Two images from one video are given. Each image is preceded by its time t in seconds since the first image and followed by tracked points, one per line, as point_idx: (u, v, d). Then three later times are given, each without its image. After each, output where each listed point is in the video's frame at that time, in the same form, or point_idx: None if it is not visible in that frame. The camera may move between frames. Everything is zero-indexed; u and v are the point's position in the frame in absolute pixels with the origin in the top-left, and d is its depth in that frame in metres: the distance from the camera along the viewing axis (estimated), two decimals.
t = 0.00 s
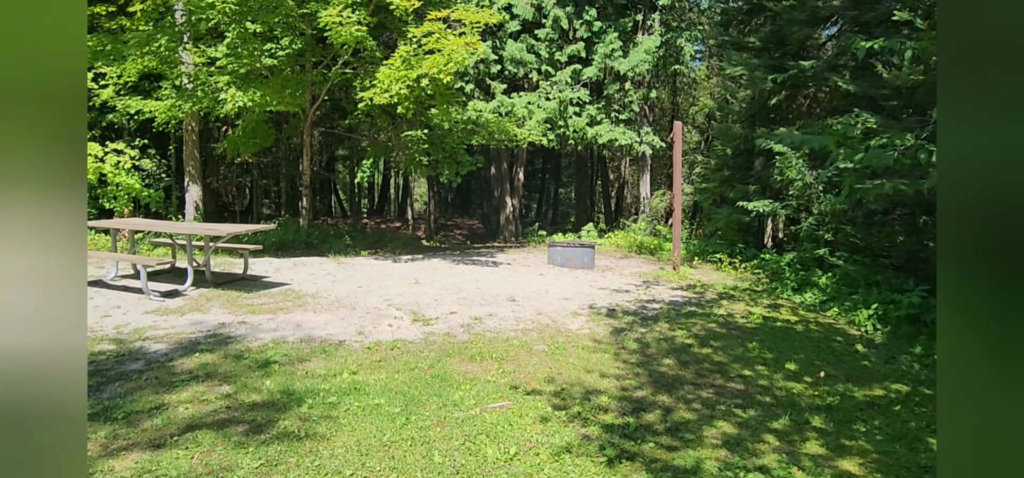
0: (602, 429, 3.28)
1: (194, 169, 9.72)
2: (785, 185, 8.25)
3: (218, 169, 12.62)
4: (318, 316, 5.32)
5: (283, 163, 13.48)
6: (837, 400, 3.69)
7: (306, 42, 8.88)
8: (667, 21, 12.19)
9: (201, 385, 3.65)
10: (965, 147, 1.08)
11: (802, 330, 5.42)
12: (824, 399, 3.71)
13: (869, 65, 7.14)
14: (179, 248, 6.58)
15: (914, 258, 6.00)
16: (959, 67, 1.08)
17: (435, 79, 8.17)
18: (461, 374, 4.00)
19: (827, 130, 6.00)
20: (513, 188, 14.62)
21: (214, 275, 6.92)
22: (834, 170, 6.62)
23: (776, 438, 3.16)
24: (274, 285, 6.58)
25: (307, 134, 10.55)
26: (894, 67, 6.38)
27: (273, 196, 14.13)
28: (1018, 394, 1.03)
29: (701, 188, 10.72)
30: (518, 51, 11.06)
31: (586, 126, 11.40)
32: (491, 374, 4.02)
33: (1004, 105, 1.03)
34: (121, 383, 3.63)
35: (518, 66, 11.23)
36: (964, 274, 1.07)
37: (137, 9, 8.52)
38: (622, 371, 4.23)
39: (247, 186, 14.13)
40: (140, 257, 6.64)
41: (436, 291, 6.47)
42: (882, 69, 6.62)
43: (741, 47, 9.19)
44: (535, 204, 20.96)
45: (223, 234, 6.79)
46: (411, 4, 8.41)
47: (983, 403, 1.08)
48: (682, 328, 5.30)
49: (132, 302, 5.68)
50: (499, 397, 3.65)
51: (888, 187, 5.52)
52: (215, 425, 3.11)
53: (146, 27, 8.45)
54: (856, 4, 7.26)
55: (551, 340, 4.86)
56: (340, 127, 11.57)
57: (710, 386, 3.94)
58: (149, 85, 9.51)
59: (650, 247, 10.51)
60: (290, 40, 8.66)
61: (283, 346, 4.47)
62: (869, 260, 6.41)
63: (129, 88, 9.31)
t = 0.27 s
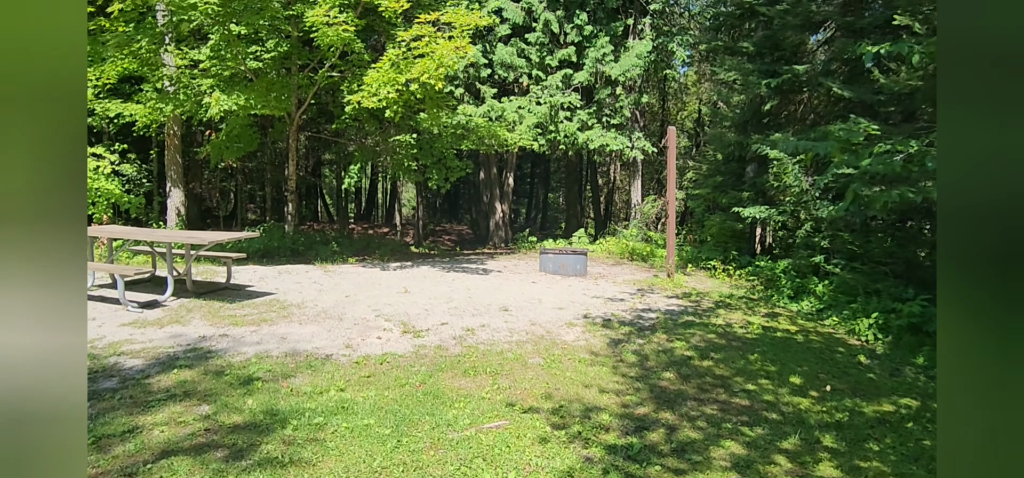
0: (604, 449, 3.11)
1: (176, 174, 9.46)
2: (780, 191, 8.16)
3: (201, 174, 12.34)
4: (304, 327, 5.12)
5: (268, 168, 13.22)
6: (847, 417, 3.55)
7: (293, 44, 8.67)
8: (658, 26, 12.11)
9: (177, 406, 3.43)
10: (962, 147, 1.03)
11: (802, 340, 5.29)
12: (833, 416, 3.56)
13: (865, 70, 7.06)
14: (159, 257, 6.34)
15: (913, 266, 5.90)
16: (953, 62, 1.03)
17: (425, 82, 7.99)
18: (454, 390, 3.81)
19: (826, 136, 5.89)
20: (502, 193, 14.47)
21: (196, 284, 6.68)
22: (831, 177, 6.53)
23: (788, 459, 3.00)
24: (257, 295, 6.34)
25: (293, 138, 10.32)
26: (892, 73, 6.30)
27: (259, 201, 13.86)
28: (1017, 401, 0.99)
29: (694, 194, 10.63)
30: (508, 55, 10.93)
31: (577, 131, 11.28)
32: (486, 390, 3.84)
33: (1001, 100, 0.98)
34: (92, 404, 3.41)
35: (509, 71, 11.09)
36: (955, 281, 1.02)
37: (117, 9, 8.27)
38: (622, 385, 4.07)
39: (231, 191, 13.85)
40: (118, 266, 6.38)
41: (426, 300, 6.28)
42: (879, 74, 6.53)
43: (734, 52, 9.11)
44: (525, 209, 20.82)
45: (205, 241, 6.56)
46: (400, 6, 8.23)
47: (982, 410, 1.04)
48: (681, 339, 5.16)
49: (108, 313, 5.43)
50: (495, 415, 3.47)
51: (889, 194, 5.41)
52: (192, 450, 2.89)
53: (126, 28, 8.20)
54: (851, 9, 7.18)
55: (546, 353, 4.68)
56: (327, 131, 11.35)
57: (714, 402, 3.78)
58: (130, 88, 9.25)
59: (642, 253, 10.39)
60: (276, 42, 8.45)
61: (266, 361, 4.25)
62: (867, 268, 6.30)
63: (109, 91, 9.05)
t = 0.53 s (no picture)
0: (610, 463, 2.95)
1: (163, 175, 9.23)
2: (779, 192, 8.04)
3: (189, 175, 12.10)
4: (293, 333, 4.94)
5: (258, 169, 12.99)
6: (860, 426, 3.41)
7: (283, 42, 8.48)
8: (654, 26, 11.99)
9: (158, 418, 3.24)
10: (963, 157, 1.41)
11: (807, 345, 5.15)
12: (846, 425, 3.42)
13: (866, 70, 6.95)
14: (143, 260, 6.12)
15: (917, 269, 5.78)
16: (963, 102, 1.43)
17: (419, 81, 7.83)
18: (451, 400, 3.63)
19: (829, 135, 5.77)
20: (496, 195, 14.30)
21: (182, 287, 6.47)
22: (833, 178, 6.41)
23: (803, 473, 2.86)
24: (246, 299, 6.14)
25: (283, 138, 10.11)
26: (895, 72, 6.20)
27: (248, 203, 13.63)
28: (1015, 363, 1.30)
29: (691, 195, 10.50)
30: (503, 54, 10.79)
31: (572, 131, 11.12)
32: (484, 399, 3.67)
33: (1006, 116, 1.34)
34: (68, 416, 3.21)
35: (503, 70, 10.94)
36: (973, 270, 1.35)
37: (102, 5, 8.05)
38: (625, 394, 3.92)
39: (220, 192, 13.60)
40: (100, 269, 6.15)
41: (420, 304, 6.10)
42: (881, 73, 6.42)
43: (732, 51, 9.00)
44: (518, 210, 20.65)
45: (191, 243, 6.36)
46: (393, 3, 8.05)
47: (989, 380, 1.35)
48: (683, 344, 5.01)
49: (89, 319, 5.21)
50: (494, 426, 3.30)
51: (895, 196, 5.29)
52: (171, 467, 2.71)
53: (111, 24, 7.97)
54: (852, 7, 7.08)
55: (545, 359, 4.52)
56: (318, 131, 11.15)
57: (721, 411, 3.63)
58: (115, 86, 9.02)
59: (639, 255, 10.25)
60: (266, 40, 8.25)
61: (253, 369, 4.06)
62: (871, 271, 6.17)
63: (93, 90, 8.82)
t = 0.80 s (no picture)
0: None
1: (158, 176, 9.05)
2: (787, 193, 7.88)
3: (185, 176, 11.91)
4: (290, 340, 4.76)
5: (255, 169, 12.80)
6: (886, 440, 3.24)
7: (279, 40, 8.30)
8: (656, 24, 11.84)
9: (145, 434, 3.06)
10: None
11: (821, 351, 4.99)
12: (871, 439, 3.25)
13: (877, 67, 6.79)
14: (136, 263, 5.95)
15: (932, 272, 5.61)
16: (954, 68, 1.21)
17: (419, 79, 7.65)
18: (455, 412, 3.46)
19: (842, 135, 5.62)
20: (496, 195, 14.15)
21: (176, 291, 6.30)
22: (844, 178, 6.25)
23: None
24: (241, 303, 5.96)
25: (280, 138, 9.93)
26: (908, 69, 6.04)
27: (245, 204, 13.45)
28: None
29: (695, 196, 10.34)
30: (503, 53, 10.65)
31: (574, 131, 10.95)
32: (489, 412, 3.50)
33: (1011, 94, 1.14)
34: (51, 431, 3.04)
35: (504, 69, 10.78)
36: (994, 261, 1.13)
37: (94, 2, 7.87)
38: (636, 404, 3.75)
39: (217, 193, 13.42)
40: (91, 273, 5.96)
41: (421, 309, 5.93)
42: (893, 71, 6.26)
43: (737, 49, 8.84)
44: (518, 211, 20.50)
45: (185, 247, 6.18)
46: None
47: None
48: (693, 351, 4.85)
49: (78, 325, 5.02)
50: (502, 442, 3.13)
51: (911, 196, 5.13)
52: None
53: (104, 22, 7.79)
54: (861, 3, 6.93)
55: (551, 367, 4.35)
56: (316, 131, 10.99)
57: (738, 423, 3.46)
58: (109, 86, 8.83)
59: (642, 257, 10.09)
60: (262, 38, 8.08)
61: (248, 379, 3.89)
62: (883, 274, 6.03)
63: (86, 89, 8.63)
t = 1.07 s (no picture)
0: None
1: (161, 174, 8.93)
2: (803, 189, 7.70)
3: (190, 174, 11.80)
4: (296, 343, 4.64)
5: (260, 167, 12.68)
6: (920, 451, 3.09)
7: (284, 35, 8.16)
8: (666, 18, 11.64)
9: (146, 444, 2.94)
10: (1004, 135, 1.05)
11: (843, 354, 4.82)
12: (904, 449, 3.10)
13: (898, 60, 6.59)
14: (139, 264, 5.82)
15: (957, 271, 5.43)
16: (961, 60, 1.19)
17: (426, 74, 7.50)
18: (467, 420, 3.33)
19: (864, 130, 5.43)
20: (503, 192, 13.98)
21: (180, 292, 6.18)
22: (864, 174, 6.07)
23: None
24: (246, 305, 5.85)
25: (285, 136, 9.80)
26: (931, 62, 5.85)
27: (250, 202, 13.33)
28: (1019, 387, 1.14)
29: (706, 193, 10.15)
30: (511, 48, 10.47)
31: (583, 127, 10.78)
32: (503, 419, 3.37)
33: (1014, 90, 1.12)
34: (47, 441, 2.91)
35: (512, 65, 10.61)
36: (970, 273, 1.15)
37: None
38: (655, 411, 3.60)
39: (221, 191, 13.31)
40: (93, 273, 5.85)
41: (429, 310, 5.80)
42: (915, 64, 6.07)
43: (751, 43, 8.65)
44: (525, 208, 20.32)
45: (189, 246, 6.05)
46: None
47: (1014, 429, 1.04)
48: (710, 354, 4.70)
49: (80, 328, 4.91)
50: (517, 452, 2.99)
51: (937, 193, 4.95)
52: None
53: (106, 17, 7.67)
54: None
55: (565, 371, 4.20)
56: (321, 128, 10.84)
57: (763, 431, 3.32)
58: (112, 83, 8.71)
59: (652, 255, 9.92)
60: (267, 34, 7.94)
61: (253, 385, 3.76)
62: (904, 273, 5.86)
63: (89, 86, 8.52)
